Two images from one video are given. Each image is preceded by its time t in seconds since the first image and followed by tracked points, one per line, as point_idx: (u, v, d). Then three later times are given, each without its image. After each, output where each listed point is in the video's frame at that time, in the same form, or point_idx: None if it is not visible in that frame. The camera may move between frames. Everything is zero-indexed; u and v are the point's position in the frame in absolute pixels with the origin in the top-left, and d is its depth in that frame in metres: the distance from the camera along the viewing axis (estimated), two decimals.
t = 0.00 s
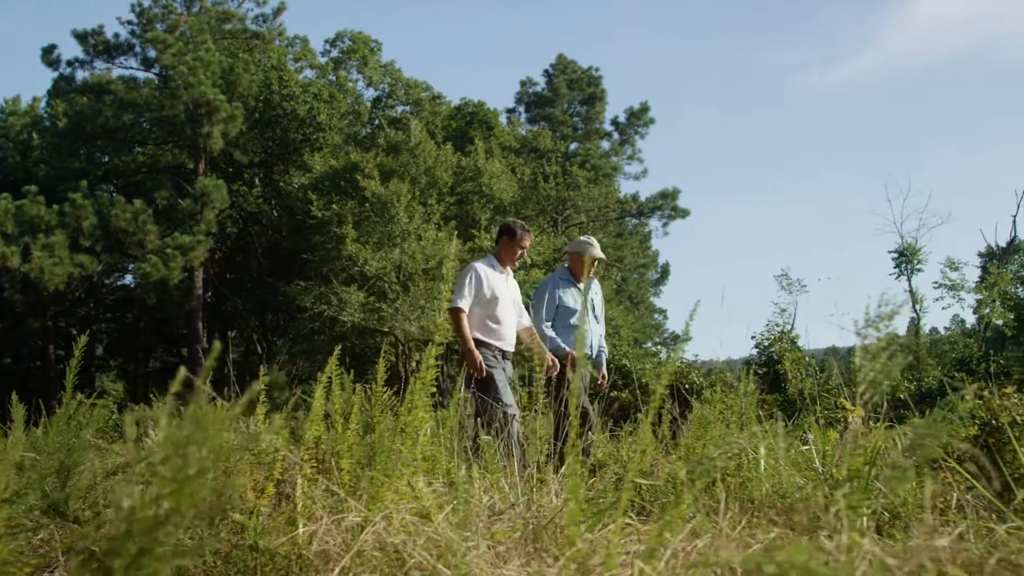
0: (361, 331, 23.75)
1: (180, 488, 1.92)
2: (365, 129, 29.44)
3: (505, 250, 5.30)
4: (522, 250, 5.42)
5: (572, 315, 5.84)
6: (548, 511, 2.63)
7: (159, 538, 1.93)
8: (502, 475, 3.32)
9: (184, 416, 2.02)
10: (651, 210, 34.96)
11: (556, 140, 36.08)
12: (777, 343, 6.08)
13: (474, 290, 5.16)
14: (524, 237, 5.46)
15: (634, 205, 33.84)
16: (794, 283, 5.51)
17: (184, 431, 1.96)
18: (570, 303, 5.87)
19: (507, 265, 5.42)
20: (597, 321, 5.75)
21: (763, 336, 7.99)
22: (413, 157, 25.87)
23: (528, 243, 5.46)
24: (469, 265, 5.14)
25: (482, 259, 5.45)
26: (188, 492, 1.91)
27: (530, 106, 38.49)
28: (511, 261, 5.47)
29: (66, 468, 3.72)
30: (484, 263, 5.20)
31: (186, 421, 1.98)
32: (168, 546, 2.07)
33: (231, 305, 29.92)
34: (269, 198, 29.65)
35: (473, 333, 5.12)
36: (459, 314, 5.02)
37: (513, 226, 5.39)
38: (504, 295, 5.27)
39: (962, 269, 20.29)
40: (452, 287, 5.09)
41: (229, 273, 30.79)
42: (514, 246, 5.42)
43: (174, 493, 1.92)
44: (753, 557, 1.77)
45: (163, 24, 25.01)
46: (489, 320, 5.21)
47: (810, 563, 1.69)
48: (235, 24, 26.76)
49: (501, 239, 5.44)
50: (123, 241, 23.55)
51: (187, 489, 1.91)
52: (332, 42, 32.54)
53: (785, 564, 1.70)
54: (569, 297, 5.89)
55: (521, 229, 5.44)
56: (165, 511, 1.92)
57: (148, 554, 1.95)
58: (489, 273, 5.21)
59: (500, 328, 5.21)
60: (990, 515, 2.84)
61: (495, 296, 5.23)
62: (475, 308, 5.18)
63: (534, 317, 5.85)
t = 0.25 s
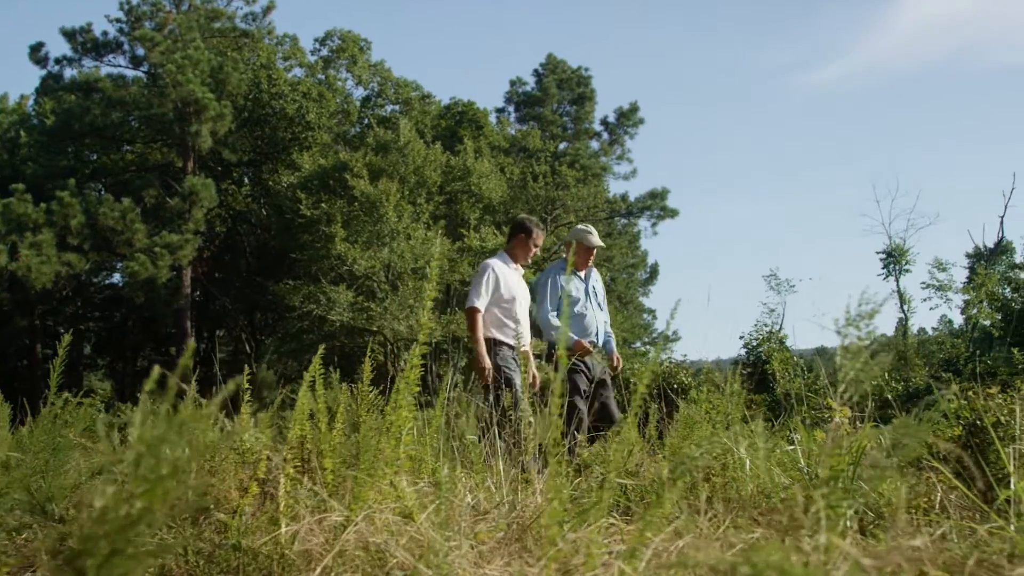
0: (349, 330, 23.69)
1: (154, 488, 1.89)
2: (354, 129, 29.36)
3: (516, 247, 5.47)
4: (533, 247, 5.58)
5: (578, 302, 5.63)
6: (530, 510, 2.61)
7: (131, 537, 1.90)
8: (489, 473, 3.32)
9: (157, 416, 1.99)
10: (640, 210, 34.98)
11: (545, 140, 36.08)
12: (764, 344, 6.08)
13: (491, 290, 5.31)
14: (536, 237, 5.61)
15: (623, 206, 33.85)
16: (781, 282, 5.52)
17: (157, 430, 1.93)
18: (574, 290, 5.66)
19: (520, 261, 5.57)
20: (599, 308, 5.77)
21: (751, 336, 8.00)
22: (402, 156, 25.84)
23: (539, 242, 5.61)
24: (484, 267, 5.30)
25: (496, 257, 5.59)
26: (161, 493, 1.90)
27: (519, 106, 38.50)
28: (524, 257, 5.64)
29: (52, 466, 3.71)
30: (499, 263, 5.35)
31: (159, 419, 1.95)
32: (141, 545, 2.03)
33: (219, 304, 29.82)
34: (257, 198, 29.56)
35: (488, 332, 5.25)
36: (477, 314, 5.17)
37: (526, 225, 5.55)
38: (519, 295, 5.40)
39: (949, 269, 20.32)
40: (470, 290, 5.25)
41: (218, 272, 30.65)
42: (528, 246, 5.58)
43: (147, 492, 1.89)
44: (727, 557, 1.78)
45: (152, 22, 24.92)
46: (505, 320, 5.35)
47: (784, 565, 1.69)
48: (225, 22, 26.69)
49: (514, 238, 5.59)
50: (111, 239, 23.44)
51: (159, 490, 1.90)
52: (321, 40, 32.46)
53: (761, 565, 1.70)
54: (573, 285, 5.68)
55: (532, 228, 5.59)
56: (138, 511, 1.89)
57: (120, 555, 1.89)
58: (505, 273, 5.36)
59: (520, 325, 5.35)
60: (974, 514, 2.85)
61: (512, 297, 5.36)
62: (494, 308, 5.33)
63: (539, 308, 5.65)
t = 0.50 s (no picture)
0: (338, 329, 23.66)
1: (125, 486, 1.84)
2: (343, 127, 29.32)
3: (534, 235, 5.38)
4: (551, 239, 5.49)
5: (578, 298, 5.60)
6: (513, 511, 2.58)
7: (104, 536, 1.86)
8: (474, 472, 3.33)
9: (132, 413, 1.96)
10: (629, 210, 35.02)
11: (534, 139, 36.09)
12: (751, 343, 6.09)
13: (515, 281, 5.14)
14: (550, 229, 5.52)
15: (613, 205, 33.87)
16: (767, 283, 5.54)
17: (132, 429, 1.90)
18: (574, 286, 5.64)
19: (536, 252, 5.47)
20: (602, 305, 5.75)
21: (740, 335, 8.01)
22: (392, 155, 25.80)
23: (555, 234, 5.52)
24: (509, 253, 5.11)
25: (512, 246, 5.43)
26: (134, 492, 1.85)
27: (509, 105, 38.49)
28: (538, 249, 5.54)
29: (38, 466, 3.69)
30: (521, 252, 5.20)
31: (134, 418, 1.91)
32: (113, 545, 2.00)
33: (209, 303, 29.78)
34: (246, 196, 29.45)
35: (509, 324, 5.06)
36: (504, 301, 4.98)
37: (545, 217, 5.46)
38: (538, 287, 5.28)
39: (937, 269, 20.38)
40: (494, 275, 5.04)
41: (206, 271, 30.46)
42: (543, 237, 5.48)
43: (117, 494, 1.84)
44: (708, 558, 1.76)
45: (141, 19, 24.80)
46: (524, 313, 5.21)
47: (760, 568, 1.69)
48: (214, 20, 26.59)
49: (531, 229, 5.49)
50: (100, 237, 23.32)
51: (131, 489, 1.85)
52: (311, 39, 32.36)
53: (735, 564, 1.70)
54: (573, 280, 5.66)
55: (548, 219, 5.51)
56: (111, 510, 1.84)
57: (92, 553, 1.86)
58: (525, 265, 5.21)
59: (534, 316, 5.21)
60: (957, 514, 2.86)
61: (531, 288, 5.24)
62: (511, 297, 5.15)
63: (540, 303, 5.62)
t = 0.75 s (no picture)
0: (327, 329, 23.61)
1: (99, 487, 1.81)
2: (332, 126, 29.27)
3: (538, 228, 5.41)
4: (555, 232, 5.52)
5: (592, 299, 5.69)
6: (497, 511, 2.56)
7: (79, 536, 1.82)
8: (460, 471, 3.32)
9: (105, 411, 1.93)
10: (618, 210, 35.05)
11: (524, 139, 36.09)
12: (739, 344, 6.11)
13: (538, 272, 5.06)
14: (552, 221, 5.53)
15: (602, 205, 33.88)
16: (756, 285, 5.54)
17: (105, 426, 1.87)
18: (588, 288, 5.74)
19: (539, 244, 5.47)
20: (620, 307, 5.79)
21: (728, 335, 8.03)
22: (380, 154, 25.75)
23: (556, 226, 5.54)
24: (528, 242, 5.02)
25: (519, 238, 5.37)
26: (106, 492, 1.81)
27: (499, 104, 38.49)
28: (540, 241, 5.55)
29: (22, 465, 3.67)
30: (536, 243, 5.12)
31: (106, 417, 1.88)
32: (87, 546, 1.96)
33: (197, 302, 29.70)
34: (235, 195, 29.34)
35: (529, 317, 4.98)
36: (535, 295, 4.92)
37: (549, 208, 5.45)
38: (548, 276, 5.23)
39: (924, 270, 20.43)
40: (517, 267, 4.95)
41: (194, 270, 30.08)
42: (546, 228, 5.48)
43: (91, 492, 1.80)
44: (685, 559, 1.75)
45: (130, 17, 24.71)
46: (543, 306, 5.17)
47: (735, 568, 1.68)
48: (203, 18, 26.52)
49: (537, 220, 5.46)
50: (87, 236, 23.21)
51: (105, 489, 1.80)
52: (299, 38, 32.31)
53: (710, 565, 1.69)
54: (588, 283, 5.75)
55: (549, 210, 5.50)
56: (84, 509, 1.80)
57: (66, 553, 1.82)
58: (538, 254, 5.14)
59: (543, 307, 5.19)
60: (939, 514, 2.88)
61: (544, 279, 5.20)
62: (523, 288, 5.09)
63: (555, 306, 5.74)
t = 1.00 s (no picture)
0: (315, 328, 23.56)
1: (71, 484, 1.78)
2: (321, 125, 29.22)
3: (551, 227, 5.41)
4: (568, 229, 5.50)
5: (615, 294, 5.52)
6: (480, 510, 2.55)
7: (49, 536, 1.79)
8: (447, 471, 3.31)
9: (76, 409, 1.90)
10: (606, 210, 35.07)
11: (512, 138, 36.08)
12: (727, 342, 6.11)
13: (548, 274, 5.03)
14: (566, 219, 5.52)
15: (590, 205, 33.89)
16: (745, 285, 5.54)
17: (76, 424, 1.86)
18: (611, 283, 5.56)
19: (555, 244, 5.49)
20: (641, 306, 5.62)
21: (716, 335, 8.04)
22: (369, 153, 25.68)
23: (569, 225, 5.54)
24: (540, 243, 5.00)
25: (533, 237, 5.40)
26: (80, 490, 1.80)
27: (487, 104, 38.46)
28: (555, 239, 5.54)
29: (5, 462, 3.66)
30: (546, 242, 5.08)
31: (79, 413, 1.87)
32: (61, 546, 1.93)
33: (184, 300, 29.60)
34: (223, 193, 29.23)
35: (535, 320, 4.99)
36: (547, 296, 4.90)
37: (560, 207, 5.44)
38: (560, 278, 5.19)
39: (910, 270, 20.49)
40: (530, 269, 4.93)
41: (181, 268, 29.98)
42: (559, 227, 5.48)
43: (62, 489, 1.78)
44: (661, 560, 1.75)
45: (117, 15, 24.57)
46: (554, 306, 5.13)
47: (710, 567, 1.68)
48: (190, 16, 26.41)
49: (550, 220, 5.45)
50: (74, 235, 23.09)
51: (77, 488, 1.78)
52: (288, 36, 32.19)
53: (686, 566, 1.68)
54: (611, 277, 5.58)
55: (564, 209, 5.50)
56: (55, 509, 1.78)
57: (37, 553, 1.78)
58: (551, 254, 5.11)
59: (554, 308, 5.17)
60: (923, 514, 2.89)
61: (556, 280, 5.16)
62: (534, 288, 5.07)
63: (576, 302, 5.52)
